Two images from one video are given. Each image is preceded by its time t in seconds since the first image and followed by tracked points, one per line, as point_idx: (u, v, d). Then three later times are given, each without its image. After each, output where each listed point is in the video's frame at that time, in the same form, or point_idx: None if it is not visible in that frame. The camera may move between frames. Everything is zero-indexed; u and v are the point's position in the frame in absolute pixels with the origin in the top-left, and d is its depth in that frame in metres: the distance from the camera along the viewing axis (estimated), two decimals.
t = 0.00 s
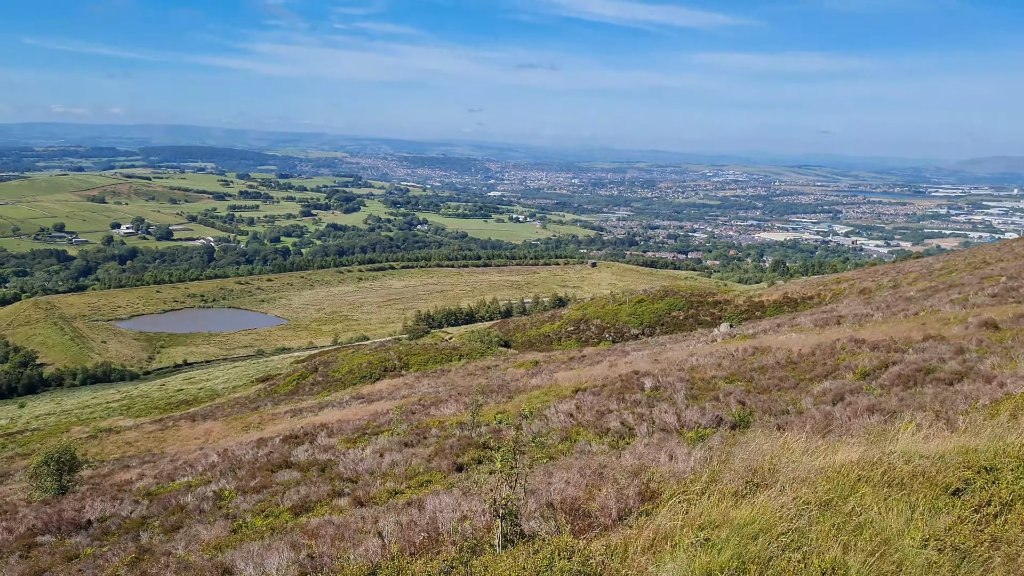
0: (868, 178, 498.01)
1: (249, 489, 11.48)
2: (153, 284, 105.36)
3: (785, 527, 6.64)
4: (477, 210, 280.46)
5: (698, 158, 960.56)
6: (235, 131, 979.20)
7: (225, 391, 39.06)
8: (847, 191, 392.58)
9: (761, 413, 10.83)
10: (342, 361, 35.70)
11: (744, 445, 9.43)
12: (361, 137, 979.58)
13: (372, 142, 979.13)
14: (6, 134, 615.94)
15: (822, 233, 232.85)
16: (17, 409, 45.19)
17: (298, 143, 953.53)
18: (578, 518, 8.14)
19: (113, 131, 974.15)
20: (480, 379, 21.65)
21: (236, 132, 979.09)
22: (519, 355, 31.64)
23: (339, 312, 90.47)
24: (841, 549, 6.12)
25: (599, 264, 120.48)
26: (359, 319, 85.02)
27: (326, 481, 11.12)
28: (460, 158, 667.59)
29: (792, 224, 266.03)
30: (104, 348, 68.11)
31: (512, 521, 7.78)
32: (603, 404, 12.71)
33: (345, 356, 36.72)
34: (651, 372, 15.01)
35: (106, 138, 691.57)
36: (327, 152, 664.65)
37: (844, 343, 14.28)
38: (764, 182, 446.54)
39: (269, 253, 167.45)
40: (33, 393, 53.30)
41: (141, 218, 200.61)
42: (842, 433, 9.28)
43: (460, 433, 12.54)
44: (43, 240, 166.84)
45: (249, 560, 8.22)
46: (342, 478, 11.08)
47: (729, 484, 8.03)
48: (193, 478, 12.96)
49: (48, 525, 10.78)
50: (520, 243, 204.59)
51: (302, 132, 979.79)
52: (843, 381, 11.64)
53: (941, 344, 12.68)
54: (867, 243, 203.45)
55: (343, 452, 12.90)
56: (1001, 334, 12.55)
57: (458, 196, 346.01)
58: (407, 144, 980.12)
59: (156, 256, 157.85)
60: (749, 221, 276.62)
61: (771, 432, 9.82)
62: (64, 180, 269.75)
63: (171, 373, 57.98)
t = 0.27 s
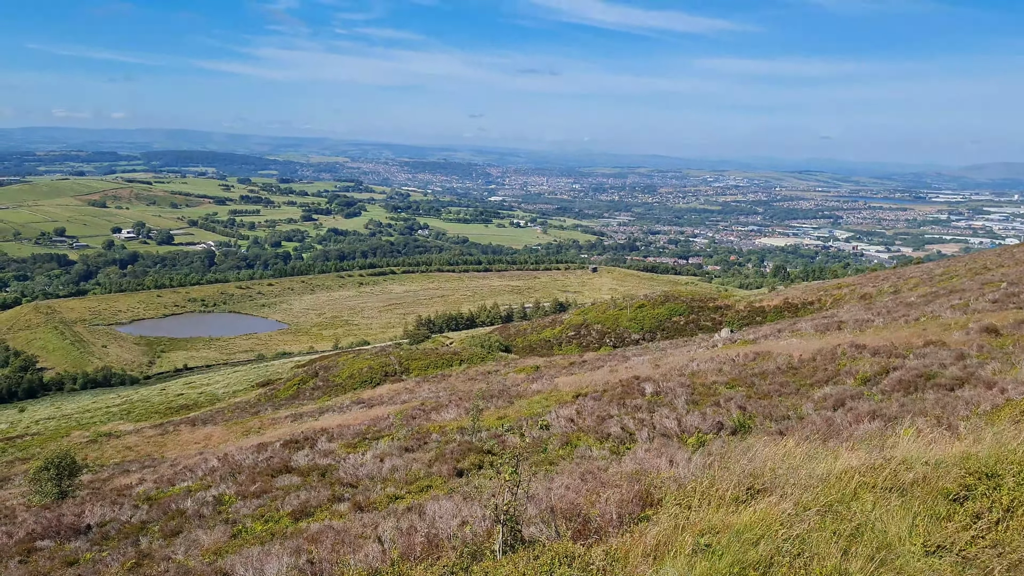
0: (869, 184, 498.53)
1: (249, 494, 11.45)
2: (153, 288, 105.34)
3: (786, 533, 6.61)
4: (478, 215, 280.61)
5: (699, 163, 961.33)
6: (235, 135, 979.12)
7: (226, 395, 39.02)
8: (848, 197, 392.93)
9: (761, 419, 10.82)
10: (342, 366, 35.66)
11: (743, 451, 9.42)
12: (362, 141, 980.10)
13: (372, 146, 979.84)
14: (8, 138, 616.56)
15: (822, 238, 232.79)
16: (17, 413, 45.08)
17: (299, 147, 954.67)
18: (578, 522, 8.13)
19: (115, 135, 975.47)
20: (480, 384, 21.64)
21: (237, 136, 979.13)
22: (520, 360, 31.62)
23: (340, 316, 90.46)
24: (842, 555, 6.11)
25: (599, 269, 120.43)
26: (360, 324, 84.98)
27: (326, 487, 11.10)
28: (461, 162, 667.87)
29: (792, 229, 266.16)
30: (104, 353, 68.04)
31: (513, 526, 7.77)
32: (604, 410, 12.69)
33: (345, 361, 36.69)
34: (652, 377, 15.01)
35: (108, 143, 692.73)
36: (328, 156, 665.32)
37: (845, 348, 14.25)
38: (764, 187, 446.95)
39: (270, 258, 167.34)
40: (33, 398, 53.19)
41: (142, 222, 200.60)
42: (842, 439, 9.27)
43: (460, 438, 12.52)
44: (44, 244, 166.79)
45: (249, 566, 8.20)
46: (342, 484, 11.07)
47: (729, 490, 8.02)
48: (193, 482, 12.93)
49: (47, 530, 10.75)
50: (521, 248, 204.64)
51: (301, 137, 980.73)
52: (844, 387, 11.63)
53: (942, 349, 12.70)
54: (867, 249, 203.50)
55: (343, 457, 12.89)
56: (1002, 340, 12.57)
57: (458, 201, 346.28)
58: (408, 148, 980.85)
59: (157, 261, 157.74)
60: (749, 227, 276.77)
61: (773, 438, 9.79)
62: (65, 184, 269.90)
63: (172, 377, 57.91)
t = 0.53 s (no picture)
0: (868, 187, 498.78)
1: (249, 498, 11.45)
2: (153, 292, 105.38)
3: (789, 537, 6.60)
4: (478, 219, 280.71)
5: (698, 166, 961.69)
6: (235, 139, 979.02)
7: (226, 400, 39.01)
8: (847, 200, 393.19)
9: (761, 422, 10.82)
10: (342, 370, 35.65)
11: (744, 455, 9.39)
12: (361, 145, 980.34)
13: (372, 150, 979.84)
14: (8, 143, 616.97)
15: (822, 241, 232.87)
16: (17, 418, 45.05)
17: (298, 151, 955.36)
18: (578, 526, 8.13)
19: (115, 139, 976.55)
20: (480, 388, 21.64)
21: (237, 140, 978.81)
22: (520, 364, 31.64)
23: (340, 320, 90.45)
24: (844, 559, 6.09)
25: (599, 273, 120.47)
26: (360, 328, 84.99)
27: (326, 491, 11.10)
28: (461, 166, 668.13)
29: (792, 232, 266.26)
30: (104, 357, 68.04)
31: (514, 531, 7.76)
32: (604, 414, 12.70)
33: (345, 365, 36.70)
34: (652, 381, 14.99)
35: (108, 147, 693.18)
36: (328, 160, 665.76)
37: (845, 352, 14.26)
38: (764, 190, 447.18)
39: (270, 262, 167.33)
40: (32, 402, 53.13)
41: (142, 226, 200.77)
42: (843, 443, 9.25)
43: (461, 442, 12.52)
44: (44, 249, 166.74)
45: (249, 571, 8.20)
46: (342, 488, 11.07)
47: (729, 494, 8.01)
48: (193, 487, 12.92)
49: (47, 535, 10.74)
50: (521, 252, 204.69)
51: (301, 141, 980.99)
52: (845, 391, 11.61)
53: (942, 352, 12.70)
54: (867, 252, 203.53)
55: (343, 461, 12.89)
56: (1002, 342, 12.57)
57: (458, 206, 346.41)
58: (407, 151, 980.90)
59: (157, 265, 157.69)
60: (749, 230, 276.98)
61: (773, 442, 9.79)
62: (65, 189, 269.97)
63: (172, 382, 57.89)
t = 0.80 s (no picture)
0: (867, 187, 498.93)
1: (250, 500, 11.44)
2: (153, 294, 105.34)
3: (791, 537, 6.58)
4: (477, 220, 280.70)
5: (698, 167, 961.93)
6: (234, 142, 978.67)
7: (226, 402, 39.02)
8: (847, 200, 393.30)
9: (761, 423, 10.84)
10: (342, 372, 35.66)
11: (744, 456, 9.39)
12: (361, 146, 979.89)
13: (372, 152, 979.85)
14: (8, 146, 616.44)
15: (822, 241, 232.81)
16: (17, 420, 45.07)
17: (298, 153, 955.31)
18: (579, 528, 8.12)
19: (116, 142, 977.01)
20: (480, 390, 21.65)
21: (236, 143, 978.93)
22: (520, 365, 31.67)
23: (340, 322, 90.45)
24: (846, 559, 6.08)
25: (599, 274, 120.42)
26: (360, 330, 85.00)
27: (326, 493, 11.10)
28: (460, 168, 667.82)
29: (791, 233, 266.15)
30: (104, 360, 68.09)
31: (515, 531, 7.76)
32: (605, 415, 12.69)
33: (346, 367, 36.71)
34: (652, 382, 15.00)
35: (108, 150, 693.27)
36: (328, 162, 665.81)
37: (845, 352, 14.26)
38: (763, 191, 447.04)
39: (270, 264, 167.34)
40: (32, 405, 53.10)
41: (142, 229, 200.72)
42: (844, 443, 9.25)
43: (461, 443, 12.53)
44: (44, 251, 166.61)
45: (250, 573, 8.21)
46: (342, 489, 11.08)
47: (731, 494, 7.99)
48: (193, 489, 12.91)
49: (48, 538, 10.75)
50: (521, 253, 204.64)
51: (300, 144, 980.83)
52: (845, 391, 11.62)
53: (942, 352, 12.69)
54: (867, 253, 203.49)
55: (344, 463, 12.90)
56: (1002, 342, 12.59)
57: (458, 207, 346.41)
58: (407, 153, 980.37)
59: (156, 267, 157.65)
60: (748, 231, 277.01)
61: (774, 442, 9.78)
62: (65, 192, 269.83)
63: (171, 384, 57.86)
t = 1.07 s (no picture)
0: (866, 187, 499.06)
1: (250, 502, 11.44)
2: (152, 296, 105.29)
3: (792, 537, 6.59)
4: (476, 221, 280.58)
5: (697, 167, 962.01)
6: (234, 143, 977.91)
7: (225, 403, 39.01)
8: (845, 200, 393.55)
9: (761, 422, 10.85)
10: (341, 373, 35.63)
11: (744, 455, 9.39)
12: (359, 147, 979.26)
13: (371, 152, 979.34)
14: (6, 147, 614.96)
15: (821, 241, 232.76)
16: (16, 422, 45.05)
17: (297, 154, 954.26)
18: (580, 528, 8.12)
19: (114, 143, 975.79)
20: (479, 390, 21.62)
21: (236, 144, 978.14)
22: (519, 365, 31.68)
23: (338, 323, 90.42)
24: (846, 559, 6.09)
25: (598, 274, 120.40)
26: (359, 330, 84.98)
27: (326, 494, 11.09)
28: (459, 168, 667.21)
29: (790, 233, 266.09)
30: (103, 361, 68.10)
31: (516, 531, 7.74)
32: (604, 415, 12.69)
33: (344, 368, 36.70)
34: (652, 382, 15.01)
35: (107, 150, 692.17)
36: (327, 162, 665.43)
37: (845, 351, 14.27)
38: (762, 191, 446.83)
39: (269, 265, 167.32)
40: (31, 407, 53.05)
41: (140, 230, 200.52)
42: (843, 442, 9.26)
43: (461, 443, 12.54)
44: (42, 253, 166.31)
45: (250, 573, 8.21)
46: (342, 491, 11.07)
47: (732, 495, 7.99)
48: (193, 491, 12.88)
49: (47, 539, 10.74)
50: (520, 253, 204.54)
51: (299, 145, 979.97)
52: (845, 390, 11.64)
53: (941, 352, 12.71)
54: (866, 252, 203.56)
55: (344, 463, 12.90)
56: (1000, 342, 12.62)
57: (457, 207, 346.16)
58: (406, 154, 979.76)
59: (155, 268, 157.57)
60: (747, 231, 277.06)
61: (774, 442, 9.78)
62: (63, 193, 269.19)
63: (170, 385, 57.85)
